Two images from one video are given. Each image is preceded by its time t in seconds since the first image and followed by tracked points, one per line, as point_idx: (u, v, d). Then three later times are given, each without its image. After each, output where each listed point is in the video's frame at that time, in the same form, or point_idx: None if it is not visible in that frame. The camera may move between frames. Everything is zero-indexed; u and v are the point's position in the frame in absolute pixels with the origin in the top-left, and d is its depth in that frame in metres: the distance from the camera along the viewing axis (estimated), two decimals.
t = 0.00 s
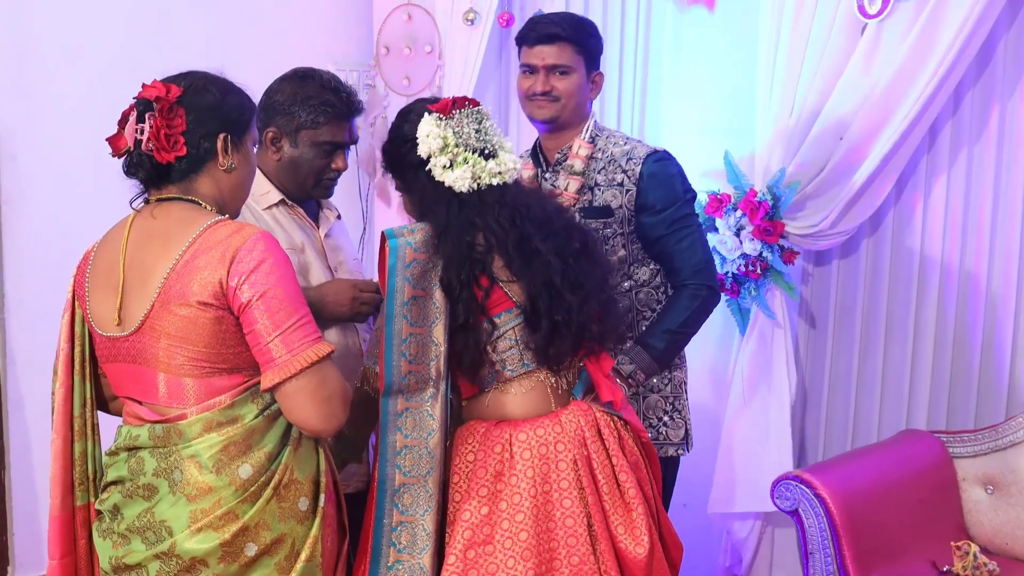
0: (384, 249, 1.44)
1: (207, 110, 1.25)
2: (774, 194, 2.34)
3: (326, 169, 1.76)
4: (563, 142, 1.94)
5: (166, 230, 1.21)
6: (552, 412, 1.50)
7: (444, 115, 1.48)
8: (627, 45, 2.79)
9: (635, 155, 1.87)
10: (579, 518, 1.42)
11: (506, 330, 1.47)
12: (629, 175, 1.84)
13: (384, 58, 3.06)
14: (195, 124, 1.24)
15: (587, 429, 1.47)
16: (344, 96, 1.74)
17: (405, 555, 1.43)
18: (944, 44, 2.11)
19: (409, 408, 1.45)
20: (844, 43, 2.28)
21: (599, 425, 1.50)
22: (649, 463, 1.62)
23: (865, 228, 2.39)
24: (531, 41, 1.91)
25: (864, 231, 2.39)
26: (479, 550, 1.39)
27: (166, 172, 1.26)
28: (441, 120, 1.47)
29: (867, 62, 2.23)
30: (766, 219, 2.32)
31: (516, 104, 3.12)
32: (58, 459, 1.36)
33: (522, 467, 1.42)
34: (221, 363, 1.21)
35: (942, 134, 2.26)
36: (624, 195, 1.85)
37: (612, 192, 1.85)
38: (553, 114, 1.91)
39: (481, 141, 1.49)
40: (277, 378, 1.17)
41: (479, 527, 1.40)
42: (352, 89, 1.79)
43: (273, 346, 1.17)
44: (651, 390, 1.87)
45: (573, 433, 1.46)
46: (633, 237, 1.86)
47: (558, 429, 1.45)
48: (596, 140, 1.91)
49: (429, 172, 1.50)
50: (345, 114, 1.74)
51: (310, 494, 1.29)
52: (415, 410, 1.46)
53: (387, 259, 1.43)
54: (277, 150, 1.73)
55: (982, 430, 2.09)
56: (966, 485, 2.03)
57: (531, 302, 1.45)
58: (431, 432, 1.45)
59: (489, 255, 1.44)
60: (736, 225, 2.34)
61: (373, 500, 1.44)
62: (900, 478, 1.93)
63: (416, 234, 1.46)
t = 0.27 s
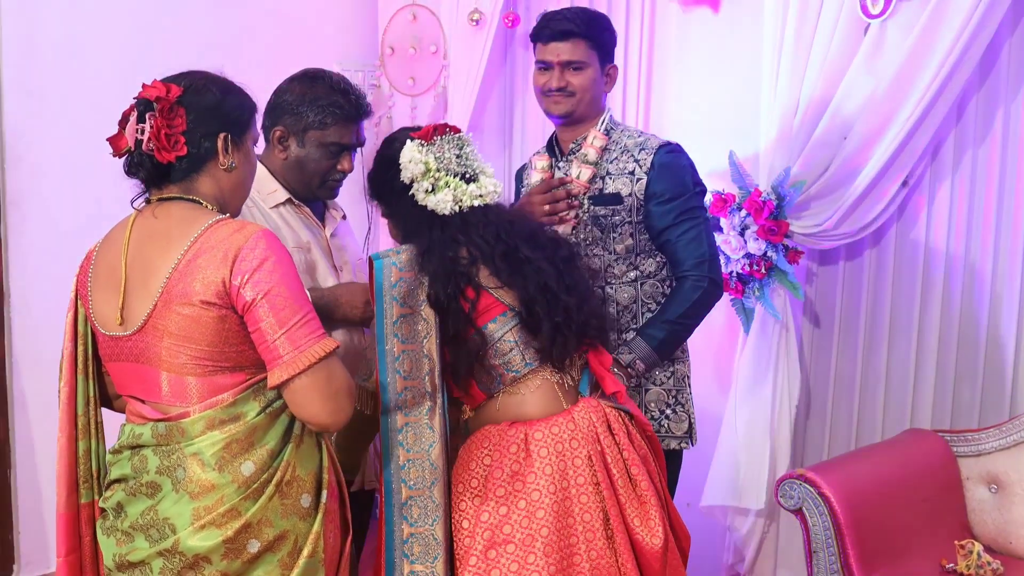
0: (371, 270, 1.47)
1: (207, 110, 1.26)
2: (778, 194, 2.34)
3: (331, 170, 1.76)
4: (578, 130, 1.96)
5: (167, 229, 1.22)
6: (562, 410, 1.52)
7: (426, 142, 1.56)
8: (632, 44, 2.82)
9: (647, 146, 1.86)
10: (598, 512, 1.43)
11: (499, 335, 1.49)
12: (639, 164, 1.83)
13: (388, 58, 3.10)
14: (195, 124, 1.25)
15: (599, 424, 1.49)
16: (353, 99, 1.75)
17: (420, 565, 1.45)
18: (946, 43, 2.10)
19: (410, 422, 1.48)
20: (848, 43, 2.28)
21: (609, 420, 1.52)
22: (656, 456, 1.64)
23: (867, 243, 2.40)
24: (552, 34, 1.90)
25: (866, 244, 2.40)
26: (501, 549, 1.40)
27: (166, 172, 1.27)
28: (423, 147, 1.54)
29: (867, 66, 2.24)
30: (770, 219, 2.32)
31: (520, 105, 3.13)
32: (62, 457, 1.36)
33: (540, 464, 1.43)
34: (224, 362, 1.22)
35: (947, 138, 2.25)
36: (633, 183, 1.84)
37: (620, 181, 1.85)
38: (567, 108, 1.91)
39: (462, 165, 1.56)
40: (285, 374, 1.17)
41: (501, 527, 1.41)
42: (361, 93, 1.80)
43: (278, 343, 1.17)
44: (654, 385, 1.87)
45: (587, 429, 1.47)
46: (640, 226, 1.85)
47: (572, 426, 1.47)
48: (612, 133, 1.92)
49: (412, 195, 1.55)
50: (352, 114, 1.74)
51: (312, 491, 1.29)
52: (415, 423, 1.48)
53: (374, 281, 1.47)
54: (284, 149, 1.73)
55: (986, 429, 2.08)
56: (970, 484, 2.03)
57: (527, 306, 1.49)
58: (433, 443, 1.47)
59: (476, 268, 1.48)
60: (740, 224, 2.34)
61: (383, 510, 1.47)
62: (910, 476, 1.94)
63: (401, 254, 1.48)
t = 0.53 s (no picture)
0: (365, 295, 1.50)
1: (207, 109, 1.26)
2: (781, 193, 2.34)
3: (336, 170, 1.76)
4: (586, 128, 1.96)
5: (169, 228, 1.22)
6: (569, 415, 1.53)
7: (408, 168, 1.57)
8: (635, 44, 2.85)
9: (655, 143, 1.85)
10: (609, 518, 1.43)
11: (498, 346, 1.51)
12: (646, 160, 1.83)
13: (391, 58, 3.11)
14: (195, 122, 1.25)
15: (607, 429, 1.50)
16: (360, 100, 1.75)
17: None
18: (950, 44, 2.11)
19: (409, 444, 1.51)
20: (851, 41, 2.28)
21: (616, 425, 1.53)
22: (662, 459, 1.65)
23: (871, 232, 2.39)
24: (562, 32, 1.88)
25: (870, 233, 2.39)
26: (512, 557, 1.40)
27: (166, 170, 1.27)
28: (407, 173, 1.56)
29: (872, 69, 2.23)
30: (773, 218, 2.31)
31: (524, 103, 3.12)
32: (64, 457, 1.36)
33: (550, 472, 1.43)
34: (226, 360, 1.22)
35: (950, 137, 2.24)
36: (639, 178, 1.84)
37: (625, 176, 1.85)
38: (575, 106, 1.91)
39: (446, 188, 1.57)
40: (287, 371, 1.17)
41: (512, 536, 1.40)
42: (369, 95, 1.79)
43: (280, 341, 1.17)
44: (658, 382, 1.86)
45: (595, 435, 1.48)
46: (645, 220, 1.84)
47: (580, 433, 1.47)
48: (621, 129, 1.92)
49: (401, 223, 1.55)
50: (360, 116, 1.74)
51: (314, 489, 1.30)
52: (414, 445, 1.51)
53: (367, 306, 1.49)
54: (290, 148, 1.72)
55: (988, 428, 2.09)
56: (972, 484, 2.02)
57: (521, 317, 1.50)
58: (432, 463, 1.50)
59: (467, 283, 1.50)
60: (743, 223, 2.35)
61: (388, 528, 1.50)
62: (913, 476, 1.93)
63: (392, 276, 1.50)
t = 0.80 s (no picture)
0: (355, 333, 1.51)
1: (207, 109, 1.27)
2: (783, 193, 2.34)
3: (340, 174, 1.75)
4: (589, 129, 1.95)
5: (168, 229, 1.23)
6: (572, 433, 1.53)
7: (390, 210, 1.55)
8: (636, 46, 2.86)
9: (658, 144, 1.85)
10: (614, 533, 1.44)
11: (495, 370, 1.50)
12: (649, 161, 1.82)
13: (393, 59, 3.10)
14: (195, 121, 1.26)
15: (610, 444, 1.50)
16: (366, 105, 1.74)
17: None
18: (952, 44, 2.11)
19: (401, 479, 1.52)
20: (852, 42, 2.28)
21: (619, 439, 1.53)
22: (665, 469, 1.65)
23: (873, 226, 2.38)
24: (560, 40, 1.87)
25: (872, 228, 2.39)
26: None
27: (165, 168, 1.27)
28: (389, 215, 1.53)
29: (875, 65, 2.24)
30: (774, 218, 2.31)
31: (525, 105, 3.12)
32: (63, 458, 1.36)
33: (553, 489, 1.43)
34: (225, 361, 1.22)
35: (951, 138, 2.25)
36: (642, 179, 1.83)
37: (628, 176, 1.84)
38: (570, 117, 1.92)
39: (429, 226, 1.55)
40: (284, 373, 1.18)
41: (517, 554, 1.41)
42: (375, 101, 1.79)
43: (277, 342, 1.18)
44: (661, 381, 1.86)
45: (598, 450, 1.48)
46: (648, 220, 1.84)
47: (583, 449, 1.47)
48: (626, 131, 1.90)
49: (386, 266, 1.52)
50: (365, 121, 1.73)
51: (314, 488, 1.30)
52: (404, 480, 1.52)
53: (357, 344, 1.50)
54: (295, 150, 1.72)
55: (990, 428, 2.09)
56: (974, 483, 2.01)
57: (513, 343, 1.49)
58: (424, 501, 1.51)
59: (455, 314, 1.49)
60: (744, 224, 2.35)
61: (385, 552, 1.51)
62: (914, 473, 1.93)
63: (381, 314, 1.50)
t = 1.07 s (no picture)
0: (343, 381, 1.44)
1: (210, 109, 1.27)
2: (785, 194, 2.34)
3: (344, 176, 1.74)
4: (590, 131, 1.94)
5: (168, 229, 1.23)
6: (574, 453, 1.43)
7: (372, 263, 1.44)
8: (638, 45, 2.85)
9: (660, 144, 1.84)
10: (621, 552, 1.36)
11: (489, 402, 1.41)
12: (650, 161, 1.81)
13: (396, 59, 3.14)
14: (197, 121, 1.26)
15: (613, 461, 1.42)
16: (371, 108, 1.73)
17: None
18: (956, 46, 2.12)
19: (388, 526, 1.42)
20: (855, 43, 2.29)
21: (622, 454, 1.45)
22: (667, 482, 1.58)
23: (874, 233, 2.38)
24: (551, 52, 1.85)
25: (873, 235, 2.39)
26: None
27: (167, 166, 1.27)
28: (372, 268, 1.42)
29: (879, 63, 2.24)
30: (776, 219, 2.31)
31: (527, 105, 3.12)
32: (63, 459, 1.36)
33: (558, 509, 1.34)
34: (225, 362, 1.23)
35: (952, 139, 2.25)
36: (643, 179, 1.82)
37: (630, 178, 1.83)
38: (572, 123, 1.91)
39: (414, 276, 1.45)
40: (281, 373, 1.18)
41: None
42: (381, 103, 1.77)
43: (275, 343, 1.18)
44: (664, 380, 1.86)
45: (602, 468, 1.40)
46: (649, 221, 1.83)
47: (587, 468, 1.38)
48: (629, 131, 1.89)
49: (375, 323, 1.40)
50: (371, 125, 1.72)
51: (314, 488, 1.30)
52: (393, 531, 1.41)
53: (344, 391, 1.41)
54: (299, 151, 1.71)
55: (991, 429, 2.09)
56: (975, 485, 2.01)
57: (507, 374, 1.41)
58: (413, 549, 1.42)
59: (440, 350, 1.40)
60: (746, 224, 2.35)
61: None
62: (916, 474, 1.93)
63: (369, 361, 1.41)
